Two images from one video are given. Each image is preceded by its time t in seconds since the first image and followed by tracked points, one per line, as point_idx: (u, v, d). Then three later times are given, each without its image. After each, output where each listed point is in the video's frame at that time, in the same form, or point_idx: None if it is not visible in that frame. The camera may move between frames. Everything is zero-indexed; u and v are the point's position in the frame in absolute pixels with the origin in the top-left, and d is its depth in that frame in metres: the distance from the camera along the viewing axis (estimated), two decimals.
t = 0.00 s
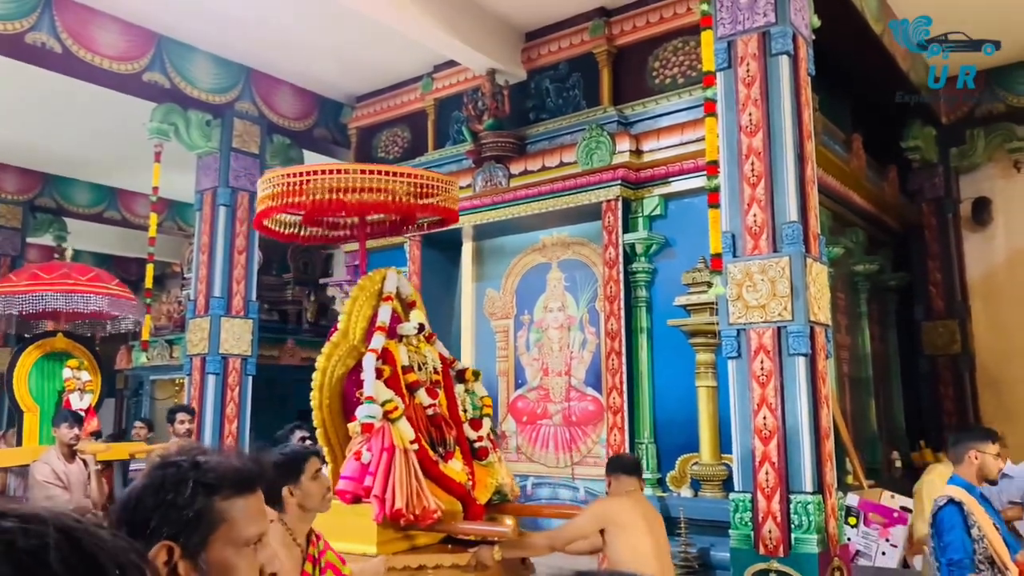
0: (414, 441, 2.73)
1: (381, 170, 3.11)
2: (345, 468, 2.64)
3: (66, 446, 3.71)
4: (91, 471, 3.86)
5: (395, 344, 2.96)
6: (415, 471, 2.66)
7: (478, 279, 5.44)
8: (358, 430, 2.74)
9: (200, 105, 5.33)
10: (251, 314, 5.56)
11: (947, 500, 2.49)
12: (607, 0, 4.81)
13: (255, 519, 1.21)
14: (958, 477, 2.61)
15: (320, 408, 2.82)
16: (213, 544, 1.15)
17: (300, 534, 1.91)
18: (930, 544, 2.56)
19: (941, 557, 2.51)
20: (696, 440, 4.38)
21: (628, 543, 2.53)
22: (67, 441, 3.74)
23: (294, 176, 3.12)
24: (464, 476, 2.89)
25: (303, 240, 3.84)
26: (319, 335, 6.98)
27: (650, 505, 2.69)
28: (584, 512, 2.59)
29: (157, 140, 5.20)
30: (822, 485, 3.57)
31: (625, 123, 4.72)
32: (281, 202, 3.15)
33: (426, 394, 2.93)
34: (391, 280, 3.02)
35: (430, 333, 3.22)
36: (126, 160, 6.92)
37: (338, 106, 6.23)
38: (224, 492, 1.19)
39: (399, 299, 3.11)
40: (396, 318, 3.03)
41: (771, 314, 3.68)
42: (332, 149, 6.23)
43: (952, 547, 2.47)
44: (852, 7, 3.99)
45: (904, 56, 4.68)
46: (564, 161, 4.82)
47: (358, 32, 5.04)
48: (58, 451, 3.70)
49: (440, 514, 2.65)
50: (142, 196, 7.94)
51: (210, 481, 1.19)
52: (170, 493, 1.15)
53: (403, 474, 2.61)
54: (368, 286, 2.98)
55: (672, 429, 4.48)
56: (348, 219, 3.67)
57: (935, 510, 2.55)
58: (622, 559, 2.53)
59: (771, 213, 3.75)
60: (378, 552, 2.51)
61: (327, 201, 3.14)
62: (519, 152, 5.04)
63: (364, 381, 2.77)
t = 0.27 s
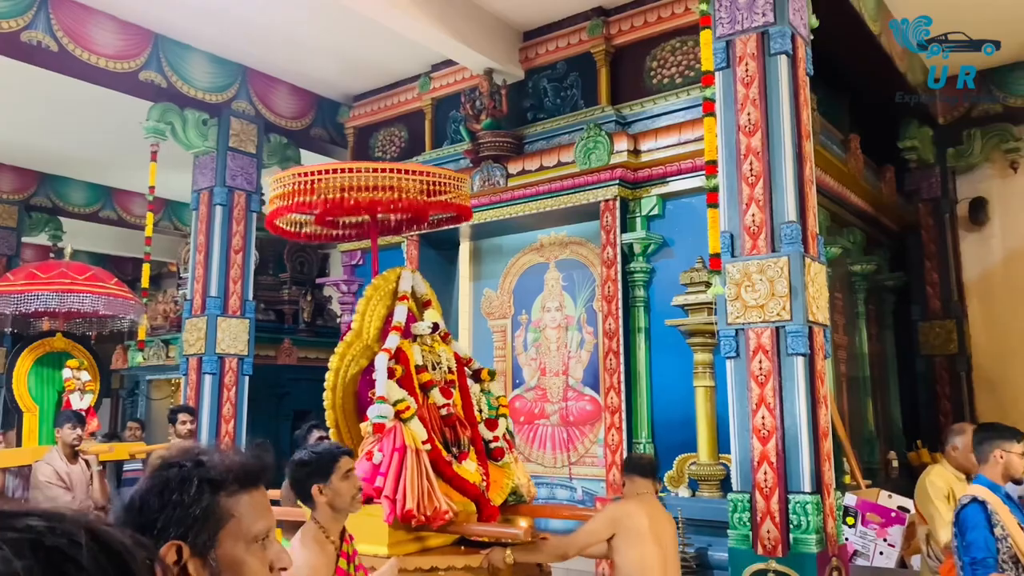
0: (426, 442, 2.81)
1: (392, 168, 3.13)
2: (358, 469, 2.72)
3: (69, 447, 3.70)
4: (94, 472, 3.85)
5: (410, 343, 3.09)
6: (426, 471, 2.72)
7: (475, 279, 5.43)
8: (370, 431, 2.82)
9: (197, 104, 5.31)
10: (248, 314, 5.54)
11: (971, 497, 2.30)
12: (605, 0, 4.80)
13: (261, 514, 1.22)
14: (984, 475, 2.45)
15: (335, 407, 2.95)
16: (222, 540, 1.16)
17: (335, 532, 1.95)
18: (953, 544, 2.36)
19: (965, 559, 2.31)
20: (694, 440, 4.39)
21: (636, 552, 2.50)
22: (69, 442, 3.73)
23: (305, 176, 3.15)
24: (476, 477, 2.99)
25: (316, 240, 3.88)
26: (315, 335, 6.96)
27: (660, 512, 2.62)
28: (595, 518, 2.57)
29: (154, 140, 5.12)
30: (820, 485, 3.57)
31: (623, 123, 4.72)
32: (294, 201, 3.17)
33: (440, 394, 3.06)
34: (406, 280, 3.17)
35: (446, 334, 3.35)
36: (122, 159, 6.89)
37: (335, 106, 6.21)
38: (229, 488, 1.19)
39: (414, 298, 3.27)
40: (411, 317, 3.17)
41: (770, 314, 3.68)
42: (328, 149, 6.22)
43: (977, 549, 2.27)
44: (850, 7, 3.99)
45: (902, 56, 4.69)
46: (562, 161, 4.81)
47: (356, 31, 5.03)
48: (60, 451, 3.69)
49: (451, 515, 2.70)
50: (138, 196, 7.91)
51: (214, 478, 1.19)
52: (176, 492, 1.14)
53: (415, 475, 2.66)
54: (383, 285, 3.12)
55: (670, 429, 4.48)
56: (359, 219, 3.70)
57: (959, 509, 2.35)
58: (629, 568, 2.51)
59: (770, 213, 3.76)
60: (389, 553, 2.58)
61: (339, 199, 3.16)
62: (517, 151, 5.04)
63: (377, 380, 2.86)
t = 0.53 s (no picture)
0: (434, 442, 2.84)
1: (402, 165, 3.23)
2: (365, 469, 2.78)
3: (68, 446, 3.69)
4: (93, 471, 3.82)
5: (417, 343, 3.10)
6: (433, 470, 2.76)
7: (470, 278, 5.43)
8: (378, 430, 2.85)
9: (190, 101, 5.28)
10: (242, 313, 5.52)
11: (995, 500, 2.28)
12: None
13: (256, 508, 1.22)
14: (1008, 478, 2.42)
15: (342, 404, 3.00)
16: (221, 536, 1.17)
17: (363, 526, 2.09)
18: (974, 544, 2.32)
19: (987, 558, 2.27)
20: (689, 439, 4.40)
21: (643, 553, 2.53)
22: (69, 441, 3.71)
23: (316, 172, 3.23)
24: (485, 476, 3.06)
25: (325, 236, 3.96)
26: (309, 334, 6.94)
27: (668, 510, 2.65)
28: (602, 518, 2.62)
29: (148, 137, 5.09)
30: (815, 484, 3.59)
31: (619, 123, 4.72)
32: (306, 196, 3.26)
33: (448, 393, 3.07)
34: (413, 278, 3.25)
35: (455, 331, 3.36)
36: (116, 157, 6.85)
37: (329, 104, 6.19)
38: (221, 485, 1.19)
39: (423, 296, 3.34)
40: (419, 315, 3.22)
41: (764, 313, 3.69)
42: (323, 146, 6.19)
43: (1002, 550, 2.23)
44: (845, 8, 4.00)
45: (895, 57, 4.71)
46: (557, 160, 4.81)
47: (350, 29, 5.02)
48: (59, 450, 3.67)
49: (459, 515, 2.75)
50: (131, 193, 7.87)
51: (206, 475, 1.19)
52: (167, 495, 1.14)
53: (422, 475, 2.71)
54: (391, 283, 3.21)
55: (665, 426, 4.49)
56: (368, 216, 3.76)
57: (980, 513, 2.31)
58: (635, 568, 2.54)
59: (765, 212, 3.77)
60: (397, 552, 2.63)
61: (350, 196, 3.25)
62: (513, 150, 5.03)
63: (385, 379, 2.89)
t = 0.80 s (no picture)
0: (424, 440, 2.89)
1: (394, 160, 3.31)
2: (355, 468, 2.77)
3: (47, 444, 3.61)
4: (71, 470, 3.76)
5: (409, 338, 3.14)
6: (423, 468, 2.79)
7: (449, 275, 5.41)
8: (367, 427, 2.89)
9: (166, 95, 5.21)
10: (218, 309, 5.46)
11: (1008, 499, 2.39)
12: None
13: (233, 505, 1.22)
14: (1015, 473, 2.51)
15: (331, 401, 3.00)
16: (200, 534, 1.16)
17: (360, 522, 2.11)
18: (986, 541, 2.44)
19: (998, 554, 2.39)
20: (666, 435, 4.42)
21: (638, 549, 2.65)
22: (47, 439, 3.63)
23: (309, 165, 3.31)
24: (476, 474, 3.08)
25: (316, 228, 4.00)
26: (286, 330, 6.88)
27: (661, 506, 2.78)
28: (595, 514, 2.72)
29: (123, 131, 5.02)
30: (790, 480, 3.63)
31: (598, 121, 4.73)
32: (298, 191, 3.33)
33: (439, 390, 3.11)
34: (405, 274, 3.27)
35: (446, 328, 3.39)
36: (89, 150, 6.74)
37: (307, 99, 6.14)
38: (198, 483, 1.19)
39: (414, 291, 3.34)
40: (411, 312, 3.23)
41: (741, 311, 3.73)
42: (300, 142, 6.12)
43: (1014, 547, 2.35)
44: (821, 9, 4.05)
45: (870, 59, 4.77)
46: (537, 158, 4.81)
47: (329, 24, 4.98)
48: (38, 448, 3.60)
49: (450, 513, 2.75)
50: (105, 187, 7.75)
51: (182, 475, 1.18)
52: (142, 496, 1.13)
53: (411, 473, 2.73)
54: (382, 280, 3.21)
55: (642, 422, 4.52)
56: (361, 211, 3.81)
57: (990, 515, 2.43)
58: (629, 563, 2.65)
59: (742, 211, 3.80)
60: (387, 551, 2.62)
61: (343, 190, 3.34)
62: (492, 147, 5.01)
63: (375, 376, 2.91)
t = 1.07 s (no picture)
0: (409, 436, 2.92)
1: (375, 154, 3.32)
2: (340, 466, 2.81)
3: (19, 443, 3.54)
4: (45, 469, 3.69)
5: (393, 334, 3.18)
6: (408, 465, 2.83)
7: (423, 272, 5.38)
8: (352, 424, 2.92)
9: (137, 88, 5.13)
10: (189, 305, 5.39)
11: (1011, 496, 2.61)
12: None
13: (206, 502, 1.21)
14: (1013, 467, 2.74)
15: (316, 397, 3.04)
16: (172, 532, 1.15)
17: (340, 520, 2.09)
18: (984, 535, 2.69)
19: (995, 547, 2.65)
20: (639, 431, 4.44)
21: (624, 547, 2.74)
22: (19, 437, 3.55)
23: (290, 161, 3.31)
24: (461, 471, 3.11)
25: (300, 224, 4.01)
26: (258, 327, 6.82)
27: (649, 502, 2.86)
28: (584, 511, 2.82)
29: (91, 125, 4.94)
30: (760, 476, 3.67)
31: (573, 118, 4.73)
32: (280, 186, 3.34)
33: (425, 387, 3.14)
34: (390, 269, 3.27)
35: (432, 324, 3.43)
36: (56, 143, 6.61)
37: (280, 93, 6.07)
38: (170, 480, 1.17)
39: (400, 287, 3.37)
40: (396, 308, 3.26)
41: (714, 309, 3.75)
42: (272, 137, 6.06)
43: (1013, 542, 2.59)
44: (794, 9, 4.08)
45: (842, 59, 4.83)
46: (512, 155, 4.80)
47: (304, 18, 4.93)
48: (9, 447, 3.53)
49: (435, 511, 2.83)
50: (72, 181, 7.61)
51: (154, 472, 1.16)
52: (114, 493, 1.11)
53: (397, 470, 2.78)
54: (367, 275, 3.22)
55: (615, 418, 4.54)
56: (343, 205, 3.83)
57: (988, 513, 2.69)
58: (616, 561, 2.74)
59: (715, 209, 3.83)
60: (371, 549, 2.68)
61: (325, 185, 3.34)
62: (467, 143, 5.00)
63: (359, 372, 2.95)
